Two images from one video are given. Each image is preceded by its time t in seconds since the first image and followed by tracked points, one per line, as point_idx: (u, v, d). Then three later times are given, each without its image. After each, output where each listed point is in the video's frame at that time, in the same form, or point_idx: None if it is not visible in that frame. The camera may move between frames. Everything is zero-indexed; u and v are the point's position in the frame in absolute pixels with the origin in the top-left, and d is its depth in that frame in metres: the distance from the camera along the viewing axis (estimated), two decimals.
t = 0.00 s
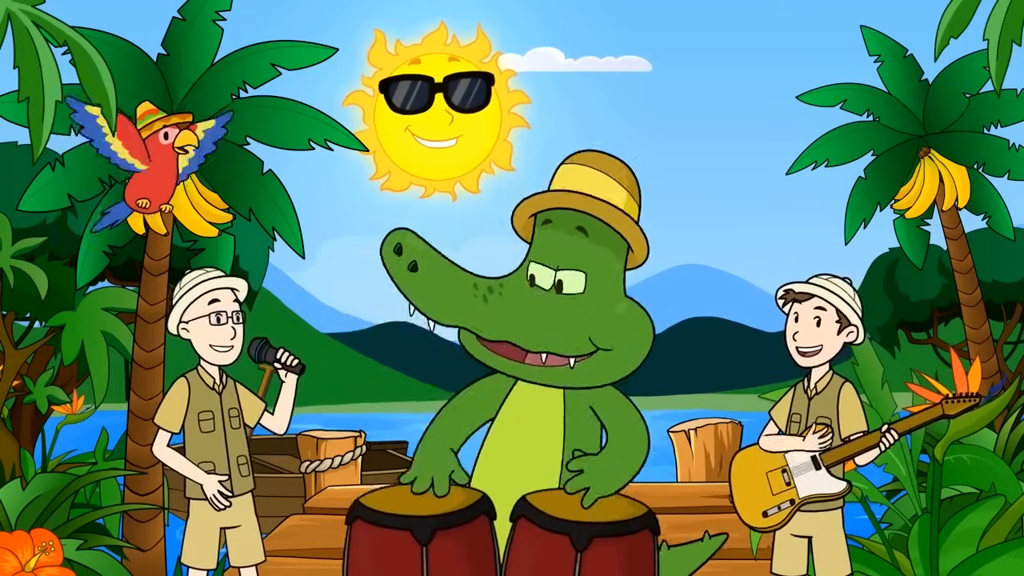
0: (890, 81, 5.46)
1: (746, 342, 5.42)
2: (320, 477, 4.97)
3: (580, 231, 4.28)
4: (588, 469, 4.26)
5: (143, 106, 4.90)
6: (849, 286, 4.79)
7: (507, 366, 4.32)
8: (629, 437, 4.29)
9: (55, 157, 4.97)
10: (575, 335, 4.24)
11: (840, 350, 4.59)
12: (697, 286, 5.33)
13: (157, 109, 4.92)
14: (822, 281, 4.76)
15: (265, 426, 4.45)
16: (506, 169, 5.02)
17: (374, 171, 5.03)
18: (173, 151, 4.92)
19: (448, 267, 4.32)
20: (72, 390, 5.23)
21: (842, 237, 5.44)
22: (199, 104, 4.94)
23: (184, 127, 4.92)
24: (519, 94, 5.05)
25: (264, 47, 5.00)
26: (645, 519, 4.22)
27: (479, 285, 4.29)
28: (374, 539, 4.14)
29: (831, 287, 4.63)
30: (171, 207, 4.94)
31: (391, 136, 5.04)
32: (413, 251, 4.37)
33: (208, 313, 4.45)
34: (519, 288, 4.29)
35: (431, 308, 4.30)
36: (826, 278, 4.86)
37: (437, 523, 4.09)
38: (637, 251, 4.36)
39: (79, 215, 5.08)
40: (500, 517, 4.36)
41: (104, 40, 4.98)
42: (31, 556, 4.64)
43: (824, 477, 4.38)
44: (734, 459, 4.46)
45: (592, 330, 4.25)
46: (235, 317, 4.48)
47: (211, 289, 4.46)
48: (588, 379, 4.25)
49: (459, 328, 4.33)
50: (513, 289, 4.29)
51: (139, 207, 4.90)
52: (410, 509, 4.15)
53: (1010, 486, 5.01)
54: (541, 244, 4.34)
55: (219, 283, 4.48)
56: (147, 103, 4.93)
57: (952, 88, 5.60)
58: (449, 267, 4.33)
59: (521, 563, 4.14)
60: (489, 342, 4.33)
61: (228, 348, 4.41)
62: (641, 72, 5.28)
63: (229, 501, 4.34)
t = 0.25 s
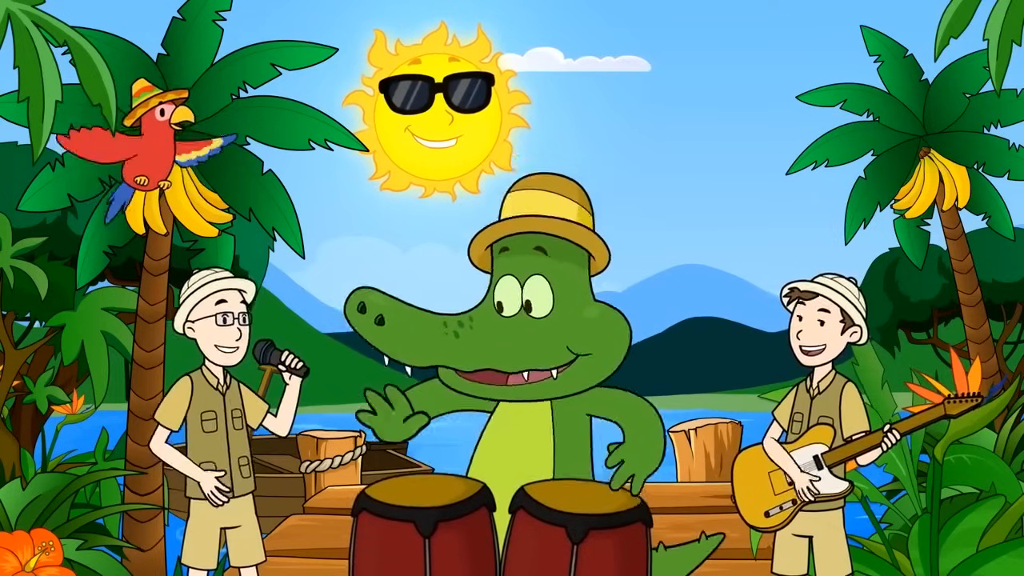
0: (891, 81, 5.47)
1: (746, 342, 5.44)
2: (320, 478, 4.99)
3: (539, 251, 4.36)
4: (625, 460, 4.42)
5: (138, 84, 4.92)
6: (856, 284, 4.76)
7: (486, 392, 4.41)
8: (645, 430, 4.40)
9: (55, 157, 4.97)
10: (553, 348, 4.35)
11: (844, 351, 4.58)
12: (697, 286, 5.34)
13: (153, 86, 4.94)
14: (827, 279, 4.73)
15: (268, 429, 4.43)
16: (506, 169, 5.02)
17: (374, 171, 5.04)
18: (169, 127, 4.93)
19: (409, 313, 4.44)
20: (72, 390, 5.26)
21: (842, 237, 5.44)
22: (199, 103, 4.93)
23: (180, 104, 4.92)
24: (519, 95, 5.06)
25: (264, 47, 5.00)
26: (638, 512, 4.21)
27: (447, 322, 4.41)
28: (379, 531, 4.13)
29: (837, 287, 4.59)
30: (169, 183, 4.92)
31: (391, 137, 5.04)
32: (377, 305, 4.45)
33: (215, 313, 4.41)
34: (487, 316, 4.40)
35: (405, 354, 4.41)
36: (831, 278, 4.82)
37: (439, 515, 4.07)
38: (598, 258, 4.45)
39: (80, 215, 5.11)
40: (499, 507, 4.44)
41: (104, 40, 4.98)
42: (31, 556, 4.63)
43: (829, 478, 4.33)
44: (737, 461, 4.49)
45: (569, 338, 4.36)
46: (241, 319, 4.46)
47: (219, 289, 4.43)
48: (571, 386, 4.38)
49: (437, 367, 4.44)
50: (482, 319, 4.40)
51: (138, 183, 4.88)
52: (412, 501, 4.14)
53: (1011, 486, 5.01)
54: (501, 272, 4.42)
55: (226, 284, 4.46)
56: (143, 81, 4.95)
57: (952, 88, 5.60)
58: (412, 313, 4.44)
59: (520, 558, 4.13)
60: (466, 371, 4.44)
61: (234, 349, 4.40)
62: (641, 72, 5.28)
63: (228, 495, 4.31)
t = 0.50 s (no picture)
0: (890, 81, 5.49)
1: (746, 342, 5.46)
2: (320, 478, 5.05)
3: (518, 226, 4.30)
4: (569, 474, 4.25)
5: (132, 72, 4.88)
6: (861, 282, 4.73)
7: (453, 371, 4.35)
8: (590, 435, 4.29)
9: (55, 157, 4.97)
10: (522, 332, 4.25)
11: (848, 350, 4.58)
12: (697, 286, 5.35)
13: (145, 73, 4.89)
14: (835, 276, 4.70)
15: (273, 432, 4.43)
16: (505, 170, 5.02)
17: (373, 170, 5.09)
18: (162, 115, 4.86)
19: (383, 279, 4.27)
20: (72, 390, 5.30)
21: (842, 237, 5.44)
22: (199, 104, 4.93)
23: (173, 91, 4.87)
24: (519, 95, 5.08)
25: (264, 47, 5.00)
26: (643, 515, 4.19)
27: (419, 294, 4.26)
28: (376, 536, 4.12)
29: (845, 287, 4.57)
30: (163, 171, 4.88)
31: (391, 137, 5.05)
32: (351, 269, 4.26)
33: (227, 317, 4.39)
34: (459, 291, 4.27)
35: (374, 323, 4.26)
36: (838, 277, 4.71)
37: (439, 519, 4.07)
38: (576, 240, 4.38)
39: (79, 215, 5.12)
40: (499, 512, 4.38)
41: (104, 40, 4.98)
42: (31, 556, 4.61)
43: (830, 477, 4.36)
44: (738, 461, 4.49)
45: (539, 323, 4.26)
46: (252, 322, 4.43)
47: (228, 292, 4.41)
48: (537, 372, 4.28)
49: (404, 340, 4.33)
50: (455, 294, 4.27)
51: (133, 170, 4.84)
52: (410, 505, 4.15)
53: (1010, 486, 5.00)
54: (480, 245, 4.32)
55: (238, 288, 4.43)
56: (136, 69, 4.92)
57: (951, 88, 5.61)
58: (388, 281, 4.28)
59: (521, 559, 4.12)
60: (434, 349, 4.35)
61: (245, 353, 4.37)
62: (639, 72, 5.28)
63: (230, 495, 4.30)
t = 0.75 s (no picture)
0: (891, 81, 5.48)
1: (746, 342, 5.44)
2: (320, 478, 4.98)
3: (519, 266, 4.29)
4: (591, 470, 4.29)
5: (134, 91, 4.92)
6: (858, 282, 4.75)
7: (462, 402, 4.38)
8: (613, 432, 4.36)
9: (55, 157, 4.97)
10: (528, 363, 4.27)
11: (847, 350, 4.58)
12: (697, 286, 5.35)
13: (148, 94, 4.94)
14: (832, 277, 4.72)
15: (281, 424, 4.45)
16: (505, 170, 5.02)
17: (373, 170, 5.03)
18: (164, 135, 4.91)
19: (387, 322, 4.35)
20: (72, 390, 5.24)
21: (842, 237, 5.44)
22: (199, 104, 4.94)
23: (175, 111, 4.92)
24: (519, 96, 5.05)
25: (264, 47, 5.00)
26: (638, 512, 4.21)
27: (424, 332, 4.32)
28: (379, 533, 4.13)
29: (842, 287, 4.58)
30: (166, 191, 4.90)
31: (391, 137, 5.04)
32: (354, 313, 4.36)
33: (222, 309, 4.39)
34: (464, 328, 4.31)
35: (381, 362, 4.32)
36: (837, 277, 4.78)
37: (440, 516, 4.07)
38: (579, 274, 4.39)
39: (79, 215, 5.09)
40: (499, 509, 4.38)
41: (104, 40, 4.98)
42: (31, 556, 4.63)
43: (828, 478, 4.37)
44: (739, 458, 4.44)
45: (546, 353, 4.28)
46: (249, 312, 4.43)
47: (224, 285, 4.41)
48: (547, 400, 4.30)
49: (414, 376, 4.37)
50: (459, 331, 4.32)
51: (134, 191, 4.88)
52: (410, 502, 4.14)
53: (1011, 486, 5.01)
54: (481, 286, 4.34)
55: (231, 279, 4.43)
56: (138, 89, 4.95)
57: (951, 88, 5.60)
58: (388, 319, 4.36)
59: (520, 558, 4.12)
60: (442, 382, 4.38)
61: (243, 344, 4.37)
62: (638, 72, 5.27)
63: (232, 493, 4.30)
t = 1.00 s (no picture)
0: (891, 81, 5.47)
1: (746, 342, 5.42)
2: (320, 478, 4.98)
3: (579, 231, 4.29)
4: (586, 468, 4.27)
5: (142, 89, 4.91)
6: (858, 283, 4.76)
7: (506, 364, 4.35)
8: (629, 438, 4.29)
9: (55, 157, 4.97)
10: (576, 336, 4.26)
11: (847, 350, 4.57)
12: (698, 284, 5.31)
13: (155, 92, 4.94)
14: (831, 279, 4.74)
15: (281, 425, 4.45)
16: (505, 171, 5.02)
17: (373, 170, 5.02)
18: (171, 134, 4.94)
19: (446, 268, 4.32)
20: (72, 390, 5.23)
21: (842, 237, 5.44)
22: (201, 103, 4.95)
23: (183, 110, 4.94)
24: (520, 96, 5.05)
25: (264, 47, 5.00)
26: (645, 518, 4.21)
27: (479, 285, 4.30)
28: (373, 539, 4.13)
29: (841, 287, 4.60)
30: (169, 190, 4.93)
31: (391, 137, 5.04)
32: (412, 251, 4.37)
33: (222, 310, 4.39)
34: (519, 286, 4.30)
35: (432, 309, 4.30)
36: (834, 276, 4.82)
37: (437, 523, 4.08)
38: (637, 252, 4.36)
39: (79, 214, 5.09)
40: (500, 516, 4.38)
41: (104, 40, 4.98)
42: (31, 556, 4.65)
43: (829, 477, 4.37)
44: (739, 459, 4.48)
45: (592, 330, 4.27)
46: (249, 313, 4.43)
47: (223, 285, 4.41)
48: (588, 378, 4.27)
49: (460, 329, 4.34)
50: (514, 289, 4.30)
51: (139, 189, 4.90)
52: (408, 510, 4.14)
53: (1011, 486, 5.01)
54: (540, 242, 4.36)
55: (231, 280, 4.43)
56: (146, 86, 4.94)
57: (952, 88, 5.60)
58: (450, 268, 4.33)
59: (521, 562, 4.13)
60: (488, 341, 4.34)
61: (243, 345, 4.38)
62: (637, 72, 5.27)
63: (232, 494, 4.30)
